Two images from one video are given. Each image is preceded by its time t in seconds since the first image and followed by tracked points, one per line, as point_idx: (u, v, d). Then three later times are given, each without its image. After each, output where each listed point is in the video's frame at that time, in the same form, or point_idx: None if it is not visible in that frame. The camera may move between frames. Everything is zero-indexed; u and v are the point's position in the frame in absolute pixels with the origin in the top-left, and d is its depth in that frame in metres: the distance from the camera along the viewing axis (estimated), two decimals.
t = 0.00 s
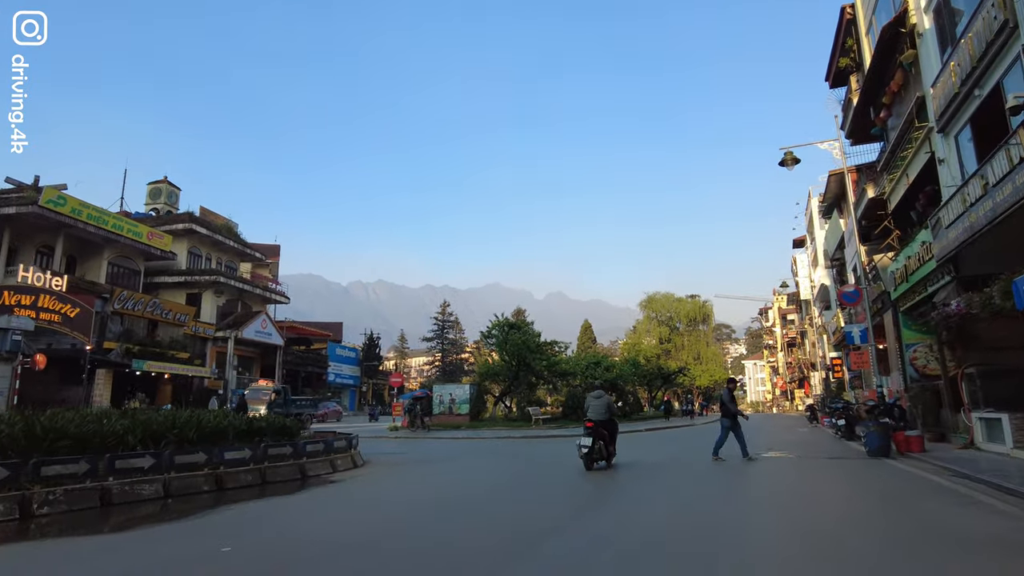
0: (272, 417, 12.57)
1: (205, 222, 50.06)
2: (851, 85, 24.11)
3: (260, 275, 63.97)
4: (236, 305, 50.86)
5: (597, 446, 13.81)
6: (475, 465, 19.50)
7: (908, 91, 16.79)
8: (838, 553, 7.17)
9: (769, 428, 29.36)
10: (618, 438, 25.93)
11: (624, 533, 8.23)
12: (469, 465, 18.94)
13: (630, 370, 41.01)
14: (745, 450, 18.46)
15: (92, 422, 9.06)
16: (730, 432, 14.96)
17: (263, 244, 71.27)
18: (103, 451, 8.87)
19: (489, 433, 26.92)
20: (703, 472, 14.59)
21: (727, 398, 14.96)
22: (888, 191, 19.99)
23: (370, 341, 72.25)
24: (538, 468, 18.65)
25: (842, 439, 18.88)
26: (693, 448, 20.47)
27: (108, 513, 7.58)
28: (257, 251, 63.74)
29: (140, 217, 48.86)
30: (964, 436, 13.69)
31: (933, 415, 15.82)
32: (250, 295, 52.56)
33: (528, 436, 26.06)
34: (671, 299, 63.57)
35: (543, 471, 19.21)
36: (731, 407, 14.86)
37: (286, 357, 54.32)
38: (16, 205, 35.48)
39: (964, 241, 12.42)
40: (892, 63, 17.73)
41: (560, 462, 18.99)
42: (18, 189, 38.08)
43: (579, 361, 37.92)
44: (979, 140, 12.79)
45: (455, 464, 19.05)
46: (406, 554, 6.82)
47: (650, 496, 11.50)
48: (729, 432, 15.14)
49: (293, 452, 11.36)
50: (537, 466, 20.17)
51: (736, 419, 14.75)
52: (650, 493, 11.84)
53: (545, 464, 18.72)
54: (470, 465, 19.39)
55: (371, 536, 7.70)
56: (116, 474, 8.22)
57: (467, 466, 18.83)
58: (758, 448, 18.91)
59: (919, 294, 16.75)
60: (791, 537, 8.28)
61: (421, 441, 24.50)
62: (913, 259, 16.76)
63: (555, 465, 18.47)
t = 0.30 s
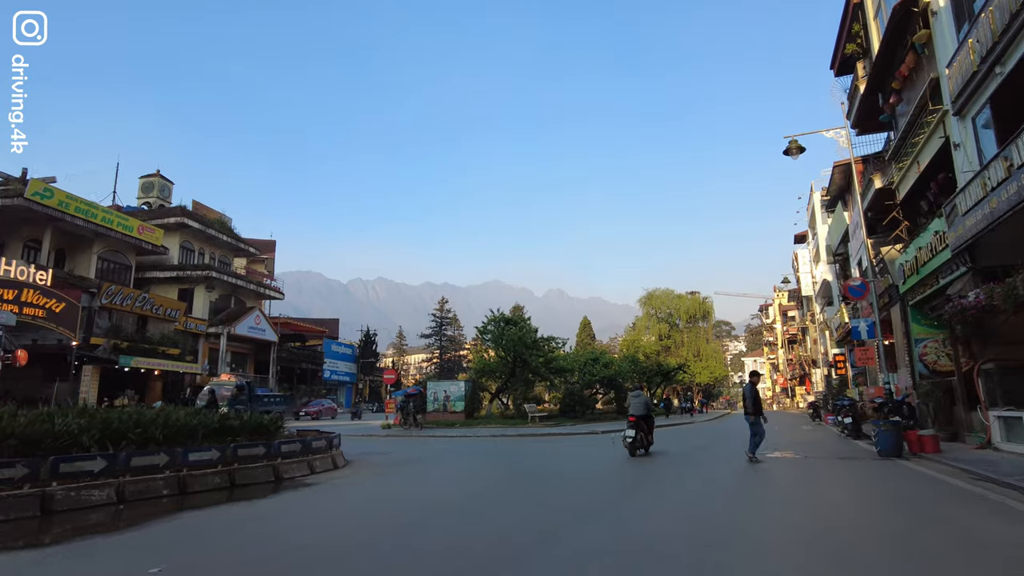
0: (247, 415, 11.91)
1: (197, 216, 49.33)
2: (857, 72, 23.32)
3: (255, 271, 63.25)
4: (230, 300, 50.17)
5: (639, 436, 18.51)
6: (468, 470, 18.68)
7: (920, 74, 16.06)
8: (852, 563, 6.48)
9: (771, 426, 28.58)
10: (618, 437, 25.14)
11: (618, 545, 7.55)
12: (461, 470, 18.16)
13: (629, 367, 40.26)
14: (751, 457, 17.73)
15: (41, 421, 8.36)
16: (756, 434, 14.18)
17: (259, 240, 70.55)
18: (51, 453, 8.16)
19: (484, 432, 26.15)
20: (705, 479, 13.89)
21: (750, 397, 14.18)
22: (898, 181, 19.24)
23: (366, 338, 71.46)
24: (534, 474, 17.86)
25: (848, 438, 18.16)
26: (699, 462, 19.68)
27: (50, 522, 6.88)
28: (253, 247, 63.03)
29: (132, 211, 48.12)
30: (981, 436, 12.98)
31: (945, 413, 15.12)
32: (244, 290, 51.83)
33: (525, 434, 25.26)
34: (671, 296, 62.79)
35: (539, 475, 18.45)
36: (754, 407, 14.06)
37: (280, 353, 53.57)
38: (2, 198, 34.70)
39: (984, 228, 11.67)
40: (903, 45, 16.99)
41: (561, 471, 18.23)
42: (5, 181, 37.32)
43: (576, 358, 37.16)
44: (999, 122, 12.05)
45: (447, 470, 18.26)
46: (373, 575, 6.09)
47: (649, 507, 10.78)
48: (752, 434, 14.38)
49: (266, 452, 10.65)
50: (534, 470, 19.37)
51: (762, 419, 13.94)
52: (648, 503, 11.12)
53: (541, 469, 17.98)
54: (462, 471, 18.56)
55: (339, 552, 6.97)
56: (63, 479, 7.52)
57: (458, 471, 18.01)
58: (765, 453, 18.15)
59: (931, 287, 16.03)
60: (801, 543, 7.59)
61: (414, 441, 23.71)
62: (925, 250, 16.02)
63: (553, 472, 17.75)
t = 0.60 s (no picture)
0: (219, 415, 11.20)
1: (190, 211, 48.59)
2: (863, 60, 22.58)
3: (250, 268, 62.49)
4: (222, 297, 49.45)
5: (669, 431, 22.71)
6: (461, 472, 17.93)
7: (933, 57, 15.31)
8: None
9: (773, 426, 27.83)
10: (618, 438, 24.36)
11: (611, 560, 6.78)
12: (454, 472, 17.43)
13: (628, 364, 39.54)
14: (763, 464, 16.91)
15: None
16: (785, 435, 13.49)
17: (254, 237, 69.78)
18: None
19: (479, 431, 25.39)
20: (707, 486, 13.16)
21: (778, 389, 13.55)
22: (906, 171, 18.49)
23: (362, 336, 70.59)
24: (529, 476, 17.10)
25: (855, 438, 17.40)
26: (707, 464, 18.91)
27: None
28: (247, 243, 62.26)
29: (123, 206, 47.34)
30: (1001, 436, 12.26)
31: (959, 412, 14.43)
32: (237, 287, 51.10)
33: (522, 434, 24.48)
34: (671, 293, 62.05)
35: (538, 476, 17.64)
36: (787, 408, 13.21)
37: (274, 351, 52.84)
38: None
39: (1006, 215, 10.90)
40: (914, 27, 16.24)
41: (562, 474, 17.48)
42: None
43: (574, 356, 36.43)
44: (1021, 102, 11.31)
45: (440, 471, 17.52)
46: None
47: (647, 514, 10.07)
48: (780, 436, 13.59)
49: (236, 454, 9.93)
50: (530, 472, 18.60)
51: (791, 421, 13.08)
52: (647, 510, 10.40)
53: (537, 474, 17.20)
54: (455, 472, 17.82)
55: (300, 563, 6.23)
56: None
57: (451, 473, 17.25)
58: (772, 457, 17.37)
59: (944, 280, 15.30)
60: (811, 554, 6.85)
61: (407, 440, 23.00)
62: (938, 241, 15.26)
63: (551, 476, 16.99)
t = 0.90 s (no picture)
0: (188, 415, 10.47)
1: (182, 206, 47.83)
2: (870, 47, 21.83)
3: (244, 265, 61.87)
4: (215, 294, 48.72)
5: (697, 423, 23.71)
6: (452, 473, 17.19)
7: (948, 38, 14.54)
8: None
9: (776, 425, 27.06)
10: (617, 437, 23.61)
11: None
12: (444, 473, 16.69)
13: (627, 362, 38.73)
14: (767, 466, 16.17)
15: None
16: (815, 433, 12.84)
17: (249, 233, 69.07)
18: None
19: (474, 430, 24.59)
20: (710, 489, 12.44)
21: (811, 393, 13.54)
22: (916, 160, 17.70)
23: (359, 333, 69.77)
24: (523, 478, 16.38)
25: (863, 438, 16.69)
26: (711, 464, 18.18)
27: None
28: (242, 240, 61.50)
29: (114, 201, 46.56)
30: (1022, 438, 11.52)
31: (975, 411, 13.69)
32: (230, 283, 50.36)
33: (517, 433, 23.73)
34: (670, 290, 61.26)
35: (532, 477, 16.93)
36: (816, 400, 12.60)
37: (268, 348, 52.17)
38: None
39: None
40: (927, 8, 15.49)
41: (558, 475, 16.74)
42: None
43: (572, 353, 35.71)
44: None
45: (430, 472, 16.79)
46: None
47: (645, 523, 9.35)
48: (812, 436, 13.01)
49: (200, 458, 9.20)
50: (525, 473, 17.87)
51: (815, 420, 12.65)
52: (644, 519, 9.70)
53: (531, 476, 16.47)
54: (446, 473, 17.10)
55: None
56: None
57: (441, 474, 16.52)
58: (778, 459, 16.61)
59: (958, 273, 14.55)
60: (827, 572, 6.16)
61: (399, 440, 22.25)
62: (952, 232, 14.49)
63: (547, 478, 16.26)
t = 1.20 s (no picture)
0: (149, 415, 9.72)
1: (173, 202, 47.06)
2: (876, 33, 21.09)
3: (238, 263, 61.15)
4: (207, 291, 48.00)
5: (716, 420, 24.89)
6: (441, 475, 16.43)
7: (964, 17, 13.79)
8: None
9: (778, 425, 26.34)
10: (614, 437, 22.85)
11: None
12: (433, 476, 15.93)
13: (625, 361, 37.96)
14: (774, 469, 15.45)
15: None
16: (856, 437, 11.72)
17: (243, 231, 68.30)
18: None
19: (466, 430, 23.78)
20: (713, 491, 11.70)
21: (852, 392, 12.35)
22: (927, 150, 16.94)
23: (355, 331, 68.83)
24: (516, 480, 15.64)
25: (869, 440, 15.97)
26: (715, 465, 17.46)
27: None
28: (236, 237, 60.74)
29: (104, 196, 45.79)
30: None
31: (993, 411, 12.96)
32: (222, 281, 49.62)
33: (512, 434, 22.96)
34: (670, 289, 60.51)
35: (527, 478, 16.18)
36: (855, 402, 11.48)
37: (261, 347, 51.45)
38: None
39: None
40: None
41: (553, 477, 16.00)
42: None
43: (569, 352, 35.02)
44: None
45: (418, 475, 16.03)
46: None
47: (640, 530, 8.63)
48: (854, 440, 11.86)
49: (156, 462, 8.43)
50: (519, 474, 17.08)
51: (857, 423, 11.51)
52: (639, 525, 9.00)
53: (526, 480, 15.73)
54: (436, 475, 16.36)
55: None
56: None
57: (430, 477, 15.76)
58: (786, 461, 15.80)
59: (975, 264, 13.77)
60: None
61: (390, 441, 21.47)
62: (968, 222, 13.72)
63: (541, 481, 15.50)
